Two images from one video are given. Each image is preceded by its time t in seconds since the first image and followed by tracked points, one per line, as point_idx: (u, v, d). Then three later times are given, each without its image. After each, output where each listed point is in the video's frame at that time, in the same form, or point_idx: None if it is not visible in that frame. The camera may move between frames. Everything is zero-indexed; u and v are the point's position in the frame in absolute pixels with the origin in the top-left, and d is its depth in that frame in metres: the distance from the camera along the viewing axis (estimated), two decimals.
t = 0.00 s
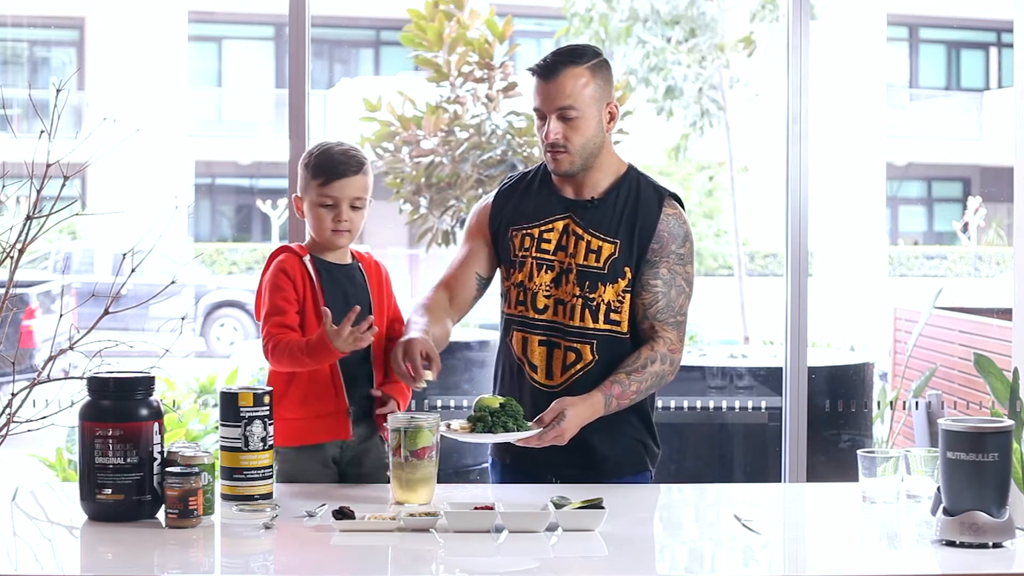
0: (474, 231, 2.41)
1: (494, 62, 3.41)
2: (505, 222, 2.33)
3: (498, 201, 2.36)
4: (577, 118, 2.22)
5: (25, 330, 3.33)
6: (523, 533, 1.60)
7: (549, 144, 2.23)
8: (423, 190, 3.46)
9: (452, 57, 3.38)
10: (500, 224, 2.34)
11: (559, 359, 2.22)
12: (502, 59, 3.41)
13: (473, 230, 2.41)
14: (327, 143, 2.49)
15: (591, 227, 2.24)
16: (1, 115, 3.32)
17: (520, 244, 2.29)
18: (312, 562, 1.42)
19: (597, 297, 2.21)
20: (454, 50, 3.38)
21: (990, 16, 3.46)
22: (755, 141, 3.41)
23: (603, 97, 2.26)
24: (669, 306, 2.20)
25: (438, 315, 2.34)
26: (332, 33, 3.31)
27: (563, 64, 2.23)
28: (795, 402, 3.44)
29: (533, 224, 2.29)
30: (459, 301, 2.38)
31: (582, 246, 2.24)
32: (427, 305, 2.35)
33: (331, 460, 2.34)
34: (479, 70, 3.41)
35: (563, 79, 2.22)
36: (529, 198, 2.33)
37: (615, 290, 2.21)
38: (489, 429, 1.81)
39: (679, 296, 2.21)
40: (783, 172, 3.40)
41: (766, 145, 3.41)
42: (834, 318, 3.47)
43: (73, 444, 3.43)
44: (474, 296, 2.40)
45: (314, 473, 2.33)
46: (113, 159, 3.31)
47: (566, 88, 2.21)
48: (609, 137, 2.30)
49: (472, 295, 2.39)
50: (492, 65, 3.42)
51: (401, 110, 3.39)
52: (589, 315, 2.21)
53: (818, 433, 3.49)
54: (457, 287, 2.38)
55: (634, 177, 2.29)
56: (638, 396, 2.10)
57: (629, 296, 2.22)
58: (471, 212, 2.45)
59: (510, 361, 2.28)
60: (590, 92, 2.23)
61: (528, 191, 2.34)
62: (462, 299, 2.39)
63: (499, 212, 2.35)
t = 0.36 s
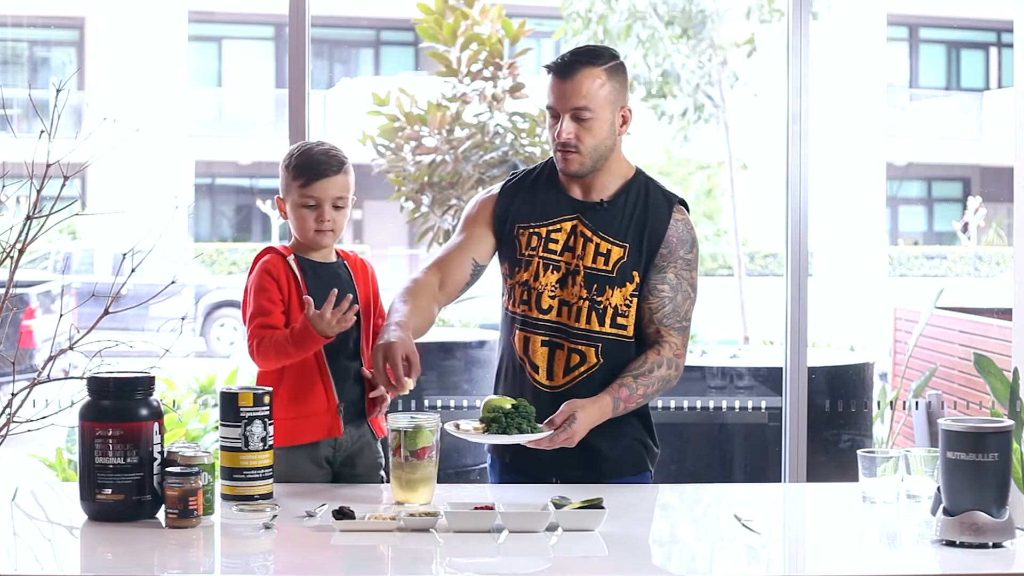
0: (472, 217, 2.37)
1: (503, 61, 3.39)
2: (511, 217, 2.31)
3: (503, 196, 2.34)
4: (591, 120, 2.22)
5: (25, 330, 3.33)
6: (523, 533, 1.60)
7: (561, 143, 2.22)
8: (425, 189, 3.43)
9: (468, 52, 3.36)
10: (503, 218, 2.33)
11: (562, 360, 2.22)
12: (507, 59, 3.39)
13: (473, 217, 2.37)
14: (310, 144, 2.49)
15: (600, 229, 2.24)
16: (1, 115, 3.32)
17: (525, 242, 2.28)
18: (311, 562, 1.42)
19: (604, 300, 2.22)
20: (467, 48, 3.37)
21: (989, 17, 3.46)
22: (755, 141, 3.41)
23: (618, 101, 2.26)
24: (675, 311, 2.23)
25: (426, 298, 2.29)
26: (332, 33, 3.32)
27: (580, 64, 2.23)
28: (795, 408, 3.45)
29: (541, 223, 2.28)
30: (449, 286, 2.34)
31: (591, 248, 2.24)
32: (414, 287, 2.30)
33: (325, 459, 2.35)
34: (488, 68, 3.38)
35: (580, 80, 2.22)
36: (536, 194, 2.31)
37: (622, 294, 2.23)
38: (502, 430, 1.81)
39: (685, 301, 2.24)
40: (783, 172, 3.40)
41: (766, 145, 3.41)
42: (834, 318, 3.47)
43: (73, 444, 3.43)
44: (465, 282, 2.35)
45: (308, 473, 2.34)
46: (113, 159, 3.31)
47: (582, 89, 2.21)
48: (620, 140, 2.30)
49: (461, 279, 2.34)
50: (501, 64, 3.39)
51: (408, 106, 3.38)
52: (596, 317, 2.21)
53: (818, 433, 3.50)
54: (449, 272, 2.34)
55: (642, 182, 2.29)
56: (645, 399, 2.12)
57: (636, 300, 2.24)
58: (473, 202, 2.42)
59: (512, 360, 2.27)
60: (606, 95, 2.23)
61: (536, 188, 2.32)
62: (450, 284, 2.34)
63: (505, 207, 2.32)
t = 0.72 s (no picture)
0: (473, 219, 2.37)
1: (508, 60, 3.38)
2: (512, 216, 2.30)
3: (504, 195, 2.34)
4: (592, 118, 2.22)
5: (25, 330, 3.33)
6: (523, 533, 1.60)
7: (562, 142, 2.23)
8: (425, 189, 3.42)
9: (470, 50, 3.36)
10: (503, 217, 2.32)
11: (564, 360, 2.22)
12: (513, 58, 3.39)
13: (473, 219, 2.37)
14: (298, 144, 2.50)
15: (602, 229, 2.24)
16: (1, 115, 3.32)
17: (526, 242, 2.27)
18: (311, 562, 1.42)
19: (606, 299, 2.22)
20: (471, 45, 3.37)
21: (989, 17, 3.46)
22: (754, 140, 3.41)
23: (619, 100, 2.26)
24: (678, 309, 2.23)
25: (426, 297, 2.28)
26: (332, 34, 3.32)
27: (582, 63, 2.23)
28: (795, 408, 3.46)
29: (541, 223, 2.27)
30: (448, 287, 2.33)
31: (592, 247, 2.24)
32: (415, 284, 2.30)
33: (320, 460, 2.35)
34: (491, 68, 3.38)
35: (581, 78, 2.22)
36: (537, 194, 2.31)
37: (624, 293, 2.22)
38: (513, 428, 1.80)
39: (688, 300, 2.24)
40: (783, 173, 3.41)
41: (766, 145, 3.41)
42: (834, 318, 3.47)
43: (73, 444, 3.43)
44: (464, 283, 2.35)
45: (304, 473, 2.33)
46: (113, 159, 3.31)
47: (583, 88, 2.21)
48: (621, 139, 2.30)
49: (461, 279, 2.34)
50: (504, 64, 3.38)
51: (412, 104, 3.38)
52: (598, 316, 2.21)
53: (818, 433, 3.50)
54: (449, 272, 2.34)
55: (643, 182, 2.29)
56: (651, 397, 2.12)
57: (638, 298, 2.24)
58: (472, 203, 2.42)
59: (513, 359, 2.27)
60: (608, 94, 2.23)
61: (538, 187, 2.32)
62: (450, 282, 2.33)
63: (506, 206, 2.32)
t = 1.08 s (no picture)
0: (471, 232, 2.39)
1: (499, 60, 3.39)
2: (506, 221, 2.31)
3: (498, 201, 2.35)
4: (583, 115, 2.23)
5: (25, 330, 3.33)
6: (523, 533, 1.60)
7: (555, 140, 2.24)
8: (422, 190, 3.42)
9: (461, 51, 3.36)
10: (498, 221, 2.33)
11: (568, 356, 2.21)
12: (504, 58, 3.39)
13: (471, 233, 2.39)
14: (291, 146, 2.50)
15: (596, 223, 2.25)
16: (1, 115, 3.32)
17: (522, 242, 2.28)
18: (311, 562, 1.42)
19: (606, 292, 2.21)
20: (462, 46, 3.36)
21: (989, 17, 3.46)
22: (754, 139, 3.41)
23: (608, 96, 2.27)
24: (681, 297, 2.22)
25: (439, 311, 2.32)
26: (332, 34, 3.33)
27: (569, 61, 2.24)
28: (795, 408, 3.46)
29: (536, 223, 2.28)
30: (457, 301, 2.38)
31: (588, 242, 2.24)
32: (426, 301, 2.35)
33: (319, 460, 2.35)
34: (484, 67, 3.38)
35: (570, 76, 2.23)
36: (528, 196, 2.32)
37: (623, 285, 2.22)
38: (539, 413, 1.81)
39: (690, 287, 2.23)
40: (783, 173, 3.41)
41: (766, 145, 3.41)
42: (834, 318, 3.47)
43: (73, 444, 3.43)
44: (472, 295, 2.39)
45: (304, 473, 2.34)
46: (113, 158, 3.31)
47: (572, 85, 2.22)
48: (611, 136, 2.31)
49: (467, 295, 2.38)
50: (497, 64, 3.39)
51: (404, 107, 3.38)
52: (598, 310, 2.21)
53: (818, 433, 3.50)
54: (456, 286, 2.38)
55: (635, 175, 2.29)
56: (665, 384, 2.11)
57: (638, 289, 2.23)
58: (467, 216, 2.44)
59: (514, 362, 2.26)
60: (597, 90, 2.24)
61: (529, 190, 2.33)
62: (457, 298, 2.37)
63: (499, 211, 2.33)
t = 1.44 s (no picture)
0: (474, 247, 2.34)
1: (487, 62, 3.38)
2: (506, 227, 2.29)
3: (495, 207, 2.32)
4: (578, 113, 2.21)
5: (25, 330, 3.33)
6: (523, 533, 1.60)
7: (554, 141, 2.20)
8: (421, 191, 3.41)
9: (447, 58, 3.36)
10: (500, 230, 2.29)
11: (586, 355, 2.21)
12: (492, 59, 3.38)
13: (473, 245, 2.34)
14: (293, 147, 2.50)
15: (601, 220, 2.25)
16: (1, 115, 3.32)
17: (527, 247, 2.26)
18: (310, 562, 1.42)
19: (618, 288, 2.22)
20: (448, 53, 3.36)
21: (989, 17, 3.46)
22: (753, 139, 3.41)
23: (597, 90, 2.25)
24: (692, 284, 2.25)
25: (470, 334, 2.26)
26: (332, 33, 3.33)
27: (557, 60, 2.20)
28: (795, 408, 3.46)
29: (538, 226, 2.26)
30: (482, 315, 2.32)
31: (595, 240, 2.24)
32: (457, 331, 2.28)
33: (318, 460, 2.35)
34: (474, 70, 3.38)
35: (560, 75, 2.19)
36: (526, 201, 2.29)
37: (633, 279, 2.23)
38: (595, 408, 1.81)
39: (699, 272, 2.27)
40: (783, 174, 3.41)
41: (765, 145, 3.41)
42: (834, 318, 3.47)
43: (73, 444, 3.43)
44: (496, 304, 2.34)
45: (303, 473, 2.34)
46: (113, 158, 3.31)
47: (564, 84, 2.19)
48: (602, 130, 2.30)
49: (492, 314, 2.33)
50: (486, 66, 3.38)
51: (396, 114, 3.38)
52: (611, 306, 2.21)
53: (818, 433, 3.50)
54: (477, 302, 2.32)
55: (630, 167, 2.30)
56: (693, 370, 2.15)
57: (648, 281, 2.24)
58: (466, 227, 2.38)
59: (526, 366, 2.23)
60: (588, 86, 2.22)
61: (525, 192, 2.31)
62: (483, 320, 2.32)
63: (497, 217, 2.30)
